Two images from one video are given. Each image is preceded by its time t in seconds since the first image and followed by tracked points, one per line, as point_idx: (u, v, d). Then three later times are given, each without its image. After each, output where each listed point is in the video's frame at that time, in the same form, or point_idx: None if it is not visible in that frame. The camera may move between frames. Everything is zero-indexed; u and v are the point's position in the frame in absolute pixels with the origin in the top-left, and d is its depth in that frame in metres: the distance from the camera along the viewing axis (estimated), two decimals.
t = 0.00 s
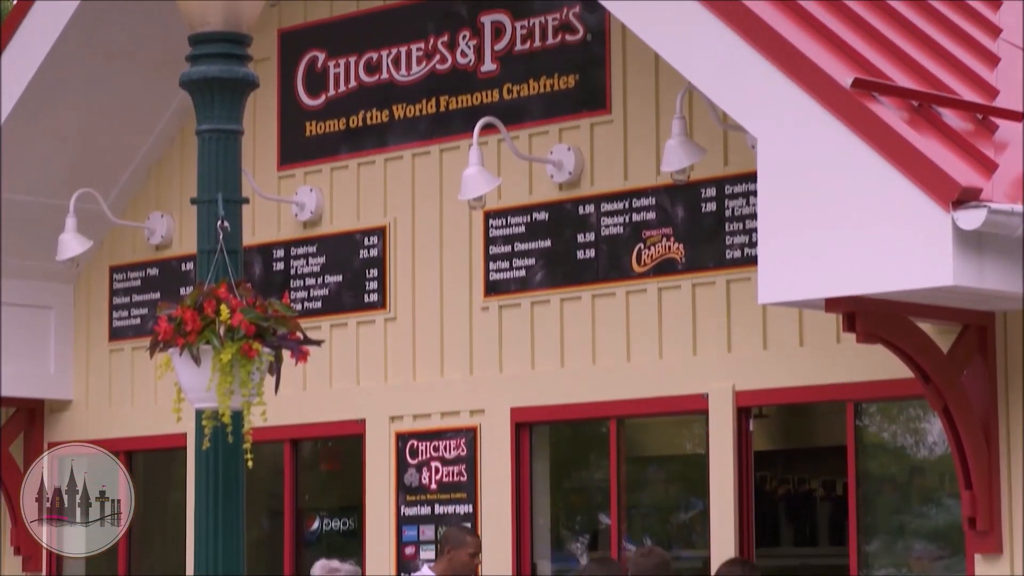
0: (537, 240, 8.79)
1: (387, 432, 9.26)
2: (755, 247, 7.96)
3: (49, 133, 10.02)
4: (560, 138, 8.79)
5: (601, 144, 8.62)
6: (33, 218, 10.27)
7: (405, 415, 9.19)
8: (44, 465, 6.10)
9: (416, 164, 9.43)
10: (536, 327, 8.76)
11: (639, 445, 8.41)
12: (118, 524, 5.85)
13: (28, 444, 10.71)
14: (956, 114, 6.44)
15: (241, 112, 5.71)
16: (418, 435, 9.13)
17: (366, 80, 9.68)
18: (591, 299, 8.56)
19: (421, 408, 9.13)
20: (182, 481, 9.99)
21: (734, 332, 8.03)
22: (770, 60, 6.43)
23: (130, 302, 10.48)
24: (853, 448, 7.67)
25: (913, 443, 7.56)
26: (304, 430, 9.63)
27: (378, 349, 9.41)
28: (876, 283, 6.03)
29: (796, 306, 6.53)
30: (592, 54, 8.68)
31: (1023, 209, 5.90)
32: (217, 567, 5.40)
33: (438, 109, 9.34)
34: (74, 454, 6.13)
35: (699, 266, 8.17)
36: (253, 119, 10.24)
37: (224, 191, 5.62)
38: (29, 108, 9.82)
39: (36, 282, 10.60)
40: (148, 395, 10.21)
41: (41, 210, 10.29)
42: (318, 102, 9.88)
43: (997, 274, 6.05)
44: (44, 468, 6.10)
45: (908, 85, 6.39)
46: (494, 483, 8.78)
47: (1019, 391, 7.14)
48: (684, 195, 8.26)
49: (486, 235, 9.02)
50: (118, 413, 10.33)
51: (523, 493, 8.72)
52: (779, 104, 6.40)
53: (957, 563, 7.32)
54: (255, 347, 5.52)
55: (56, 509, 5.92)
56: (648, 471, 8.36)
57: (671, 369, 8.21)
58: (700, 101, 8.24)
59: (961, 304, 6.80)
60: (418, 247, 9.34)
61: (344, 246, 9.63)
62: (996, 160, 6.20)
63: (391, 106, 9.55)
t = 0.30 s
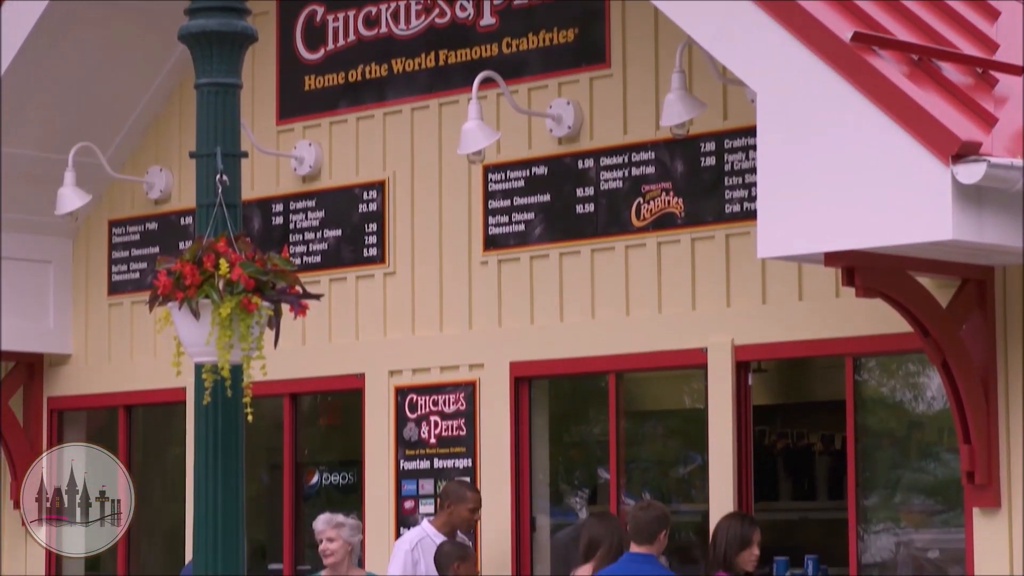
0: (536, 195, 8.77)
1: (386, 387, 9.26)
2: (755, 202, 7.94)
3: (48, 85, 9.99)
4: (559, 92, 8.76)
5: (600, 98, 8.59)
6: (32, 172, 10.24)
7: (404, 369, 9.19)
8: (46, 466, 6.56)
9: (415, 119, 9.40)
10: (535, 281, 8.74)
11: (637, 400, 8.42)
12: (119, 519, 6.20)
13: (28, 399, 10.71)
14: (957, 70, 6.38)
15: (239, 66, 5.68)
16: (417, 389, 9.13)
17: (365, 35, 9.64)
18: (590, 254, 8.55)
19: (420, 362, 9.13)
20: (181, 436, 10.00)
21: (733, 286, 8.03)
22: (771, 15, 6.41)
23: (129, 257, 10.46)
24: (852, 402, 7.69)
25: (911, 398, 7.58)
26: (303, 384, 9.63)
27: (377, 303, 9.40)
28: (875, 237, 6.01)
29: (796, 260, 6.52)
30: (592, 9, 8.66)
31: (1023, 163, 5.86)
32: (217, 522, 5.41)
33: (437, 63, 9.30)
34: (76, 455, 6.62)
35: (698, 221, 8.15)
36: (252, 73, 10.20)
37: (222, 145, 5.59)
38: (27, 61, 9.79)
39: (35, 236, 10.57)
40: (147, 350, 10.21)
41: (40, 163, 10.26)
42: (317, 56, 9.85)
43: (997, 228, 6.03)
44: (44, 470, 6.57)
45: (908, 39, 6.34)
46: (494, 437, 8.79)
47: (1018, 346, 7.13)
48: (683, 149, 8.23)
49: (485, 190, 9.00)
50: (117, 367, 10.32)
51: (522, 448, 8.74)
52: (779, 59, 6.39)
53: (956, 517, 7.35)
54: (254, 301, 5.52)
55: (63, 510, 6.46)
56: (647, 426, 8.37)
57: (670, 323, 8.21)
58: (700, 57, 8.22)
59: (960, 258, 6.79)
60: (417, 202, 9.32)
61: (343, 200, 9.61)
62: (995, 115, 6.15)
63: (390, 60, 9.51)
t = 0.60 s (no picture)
0: (535, 149, 8.75)
1: (385, 341, 9.26)
2: (755, 156, 7.90)
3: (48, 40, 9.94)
4: (559, 47, 8.72)
5: (600, 53, 8.56)
6: (31, 126, 10.21)
7: (403, 324, 9.19)
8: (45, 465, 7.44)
9: (414, 73, 9.36)
10: (535, 236, 8.73)
11: (636, 355, 8.41)
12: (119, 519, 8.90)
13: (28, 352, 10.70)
14: (956, 23, 6.38)
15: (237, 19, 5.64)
16: (416, 344, 9.13)
17: None
18: (589, 209, 8.53)
19: (419, 317, 9.13)
20: (180, 391, 10.00)
21: (732, 241, 8.01)
22: None
23: (127, 212, 10.43)
24: (851, 356, 7.69)
25: (910, 353, 7.56)
26: (301, 339, 9.63)
27: (376, 258, 9.39)
28: (874, 191, 5.99)
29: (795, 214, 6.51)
30: None
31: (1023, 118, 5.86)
32: (216, 480, 5.41)
33: (436, 17, 9.24)
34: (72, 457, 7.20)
35: (697, 175, 8.13)
36: (251, 28, 10.16)
37: (221, 99, 5.56)
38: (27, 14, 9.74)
39: (33, 190, 10.54)
40: (146, 305, 10.20)
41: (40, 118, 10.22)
42: (316, 11, 9.80)
43: (996, 182, 6.01)
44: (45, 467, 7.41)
45: None
46: (493, 392, 8.80)
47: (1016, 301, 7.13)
48: (682, 104, 8.20)
49: (483, 145, 8.98)
50: (116, 322, 10.31)
51: (520, 403, 8.75)
52: (782, 20, 6.35)
53: (955, 472, 7.36)
54: (252, 256, 5.51)
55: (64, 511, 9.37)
56: (645, 381, 8.37)
57: (669, 278, 8.20)
58: (700, 12, 8.16)
59: (959, 213, 6.78)
60: (416, 156, 9.29)
61: (342, 155, 9.57)
62: (996, 70, 6.09)
63: (388, 14, 9.46)
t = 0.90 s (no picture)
0: (534, 108, 8.71)
1: (384, 301, 9.25)
2: (755, 116, 7.87)
3: None
4: (559, 7, 8.70)
5: (600, 12, 8.52)
6: (30, 84, 10.17)
7: (403, 284, 9.17)
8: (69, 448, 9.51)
9: (414, 32, 9.32)
10: (535, 194, 8.71)
11: (636, 315, 8.41)
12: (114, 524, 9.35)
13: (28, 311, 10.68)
14: None
15: None
16: (416, 303, 9.12)
17: None
18: (589, 168, 8.51)
19: (419, 277, 9.11)
20: (180, 350, 10.00)
21: (733, 201, 8.00)
22: None
23: (127, 171, 10.40)
24: (850, 316, 7.68)
25: (909, 313, 7.55)
26: (300, 298, 9.61)
27: (375, 217, 9.36)
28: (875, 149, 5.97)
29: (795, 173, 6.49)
30: None
31: None
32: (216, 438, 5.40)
33: None
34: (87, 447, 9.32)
35: (697, 135, 8.10)
36: None
37: (220, 58, 5.53)
38: None
39: (33, 149, 10.50)
40: (147, 264, 10.19)
41: (39, 75, 10.18)
42: None
43: (997, 141, 5.98)
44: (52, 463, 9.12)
45: None
46: (493, 351, 8.80)
47: (1016, 260, 7.12)
48: (682, 63, 8.17)
49: (483, 104, 8.94)
50: (116, 282, 10.29)
51: (520, 362, 8.75)
52: None
53: (954, 432, 7.37)
54: (251, 215, 5.50)
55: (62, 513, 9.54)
56: (644, 342, 8.37)
57: (669, 238, 8.19)
58: None
59: (959, 172, 6.77)
60: (415, 115, 9.25)
61: (341, 114, 9.54)
62: (997, 28, 6.04)
63: None
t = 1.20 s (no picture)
0: (534, 77, 8.69)
1: (384, 269, 9.24)
2: (755, 84, 7.87)
3: None
4: None
5: None
6: (29, 51, 10.13)
7: (402, 252, 9.16)
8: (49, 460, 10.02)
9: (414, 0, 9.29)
10: (535, 163, 8.69)
11: (636, 283, 8.41)
12: (118, 516, 9.85)
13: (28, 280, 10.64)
14: None
15: None
16: (416, 271, 9.11)
17: None
18: (588, 136, 8.49)
19: (418, 245, 9.10)
20: (180, 319, 10.01)
21: (732, 169, 7.99)
22: None
23: (126, 139, 10.38)
24: (851, 285, 7.69)
25: (909, 282, 7.57)
26: (300, 267, 9.59)
27: (375, 186, 9.35)
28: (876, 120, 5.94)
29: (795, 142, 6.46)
30: None
31: None
32: (216, 415, 5.39)
33: None
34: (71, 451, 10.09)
35: (697, 103, 8.09)
36: None
37: (220, 26, 5.51)
38: None
39: (33, 117, 10.45)
40: (145, 233, 10.18)
41: (38, 42, 10.14)
42: None
43: (996, 108, 5.95)
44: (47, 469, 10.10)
45: None
46: (492, 319, 8.80)
47: (1016, 227, 7.11)
48: (682, 30, 8.15)
49: (483, 72, 8.92)
50: (115, 250, 10.28)
51: (520, 331, 8.76)
52: None
53: (954, 400, 7.38)
54: (251, 182, 5.45)
55: (62, 510, 10.05)
56: (643, 310, 8.37)
57: (669, 206, 8.18)
58: None
59: (959, 140, 6.76)
60: (415, 83, 9.23)
61: (341, 82, 9.50)
62: None
63: None
